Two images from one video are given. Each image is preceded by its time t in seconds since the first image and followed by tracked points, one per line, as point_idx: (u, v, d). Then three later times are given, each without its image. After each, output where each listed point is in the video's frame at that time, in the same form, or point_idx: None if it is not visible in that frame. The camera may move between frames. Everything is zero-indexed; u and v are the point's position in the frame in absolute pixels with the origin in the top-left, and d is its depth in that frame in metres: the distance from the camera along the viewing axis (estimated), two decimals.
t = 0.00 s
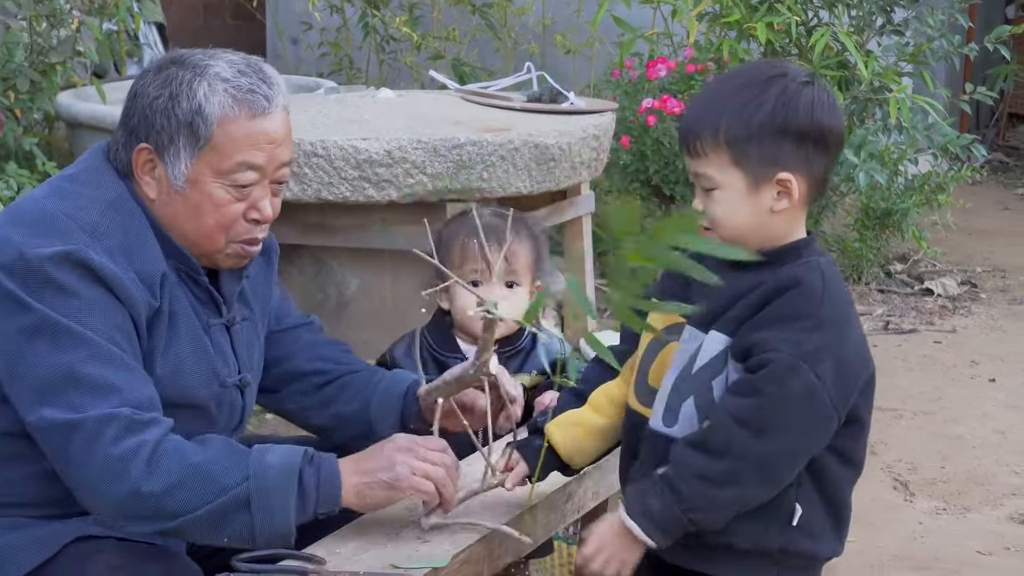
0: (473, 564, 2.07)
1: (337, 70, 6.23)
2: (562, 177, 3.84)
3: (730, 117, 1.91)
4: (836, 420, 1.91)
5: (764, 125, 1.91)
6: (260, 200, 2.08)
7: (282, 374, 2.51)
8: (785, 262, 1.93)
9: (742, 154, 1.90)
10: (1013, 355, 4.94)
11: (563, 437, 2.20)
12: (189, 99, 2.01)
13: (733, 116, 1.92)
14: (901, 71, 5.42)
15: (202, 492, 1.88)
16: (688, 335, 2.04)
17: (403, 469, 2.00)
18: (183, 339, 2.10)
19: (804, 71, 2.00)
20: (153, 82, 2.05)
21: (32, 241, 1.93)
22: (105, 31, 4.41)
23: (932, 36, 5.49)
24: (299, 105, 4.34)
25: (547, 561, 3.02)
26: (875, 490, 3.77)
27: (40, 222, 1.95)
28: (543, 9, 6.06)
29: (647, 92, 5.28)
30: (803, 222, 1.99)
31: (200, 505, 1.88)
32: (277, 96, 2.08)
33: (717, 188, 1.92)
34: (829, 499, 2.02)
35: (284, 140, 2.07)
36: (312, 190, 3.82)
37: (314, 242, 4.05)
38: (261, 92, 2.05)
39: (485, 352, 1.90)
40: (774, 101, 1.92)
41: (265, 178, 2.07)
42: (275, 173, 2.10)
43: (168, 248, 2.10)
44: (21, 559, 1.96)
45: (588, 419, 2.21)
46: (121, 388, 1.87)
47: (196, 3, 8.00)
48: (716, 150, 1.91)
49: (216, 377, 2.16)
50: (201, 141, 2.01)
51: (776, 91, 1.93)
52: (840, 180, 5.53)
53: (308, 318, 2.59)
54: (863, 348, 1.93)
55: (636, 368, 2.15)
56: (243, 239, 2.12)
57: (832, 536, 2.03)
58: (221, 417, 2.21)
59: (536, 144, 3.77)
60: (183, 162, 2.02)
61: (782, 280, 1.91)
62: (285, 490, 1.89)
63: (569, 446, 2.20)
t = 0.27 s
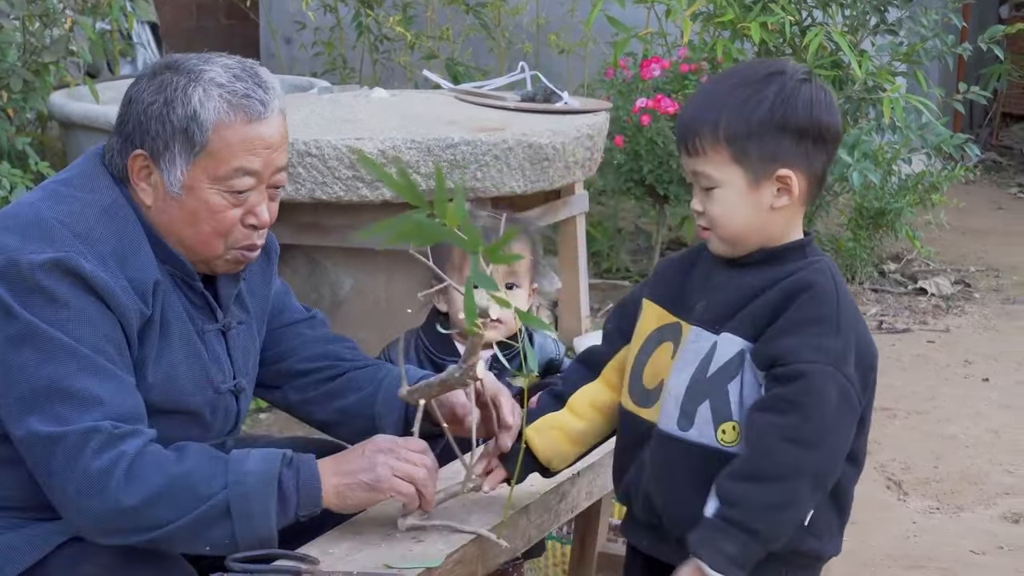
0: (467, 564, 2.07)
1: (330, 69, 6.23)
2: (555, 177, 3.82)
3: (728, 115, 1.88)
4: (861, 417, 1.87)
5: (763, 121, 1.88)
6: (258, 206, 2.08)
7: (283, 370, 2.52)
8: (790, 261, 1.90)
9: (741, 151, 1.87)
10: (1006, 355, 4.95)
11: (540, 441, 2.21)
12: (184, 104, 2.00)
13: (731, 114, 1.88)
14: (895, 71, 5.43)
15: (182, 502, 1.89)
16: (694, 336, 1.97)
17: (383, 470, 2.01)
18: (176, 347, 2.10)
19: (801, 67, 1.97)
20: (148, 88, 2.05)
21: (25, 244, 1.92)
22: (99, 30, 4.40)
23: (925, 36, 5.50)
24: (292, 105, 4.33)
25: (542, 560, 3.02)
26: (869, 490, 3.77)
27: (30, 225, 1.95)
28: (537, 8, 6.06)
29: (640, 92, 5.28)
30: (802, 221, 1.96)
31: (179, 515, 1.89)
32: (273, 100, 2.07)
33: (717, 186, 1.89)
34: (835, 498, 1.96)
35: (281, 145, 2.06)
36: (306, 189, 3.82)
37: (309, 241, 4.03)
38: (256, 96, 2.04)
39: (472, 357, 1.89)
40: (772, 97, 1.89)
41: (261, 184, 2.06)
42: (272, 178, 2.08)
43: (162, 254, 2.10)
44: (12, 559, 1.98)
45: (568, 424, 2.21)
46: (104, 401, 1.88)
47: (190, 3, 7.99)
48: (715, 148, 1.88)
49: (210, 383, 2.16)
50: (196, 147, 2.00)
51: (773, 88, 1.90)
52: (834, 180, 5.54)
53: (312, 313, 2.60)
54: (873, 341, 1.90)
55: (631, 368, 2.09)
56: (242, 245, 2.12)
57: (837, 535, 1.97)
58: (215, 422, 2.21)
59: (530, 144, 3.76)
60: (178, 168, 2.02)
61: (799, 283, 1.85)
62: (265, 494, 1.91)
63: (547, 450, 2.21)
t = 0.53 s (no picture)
0: (461, 564, 2.07)
1: (325, 70, 6.23)
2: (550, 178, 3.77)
3: (717, 116, 1.91)
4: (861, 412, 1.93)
5: (752, 122, 1.91)
6: (252, 214, 2.07)
7: (282, 375, 2.52)
8: (782, 260, 1.94)
9: (732, 151, 1.90)
10: (1001, 355, 4.95)
11: (531, 450, 2.18)
12: (179, 113, 1.99)
13: (721, 114, 1.91)
14: (889, 71, 5.43)
15: (159, 516, 1.91)
16: (688, 335, 1.99)
17: (361, 472, 2.03)
18: (168, 356, 2.10)
19: (785, 68, 2.01)
20: (142, 96, 2.04)
21: (16, 253, 1.92)
22: (92, 31, 4.40)
23: (920, 36, 5.49)
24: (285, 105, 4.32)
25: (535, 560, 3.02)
26: (864, 490, 3.77)
27: (22, 235, 1.95)
28: (531, 8, 6.05)
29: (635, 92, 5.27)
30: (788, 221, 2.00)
31: (157, 528, 1.91)
32: (268, 109, 2.06)
33: (707, 187, 1.91)
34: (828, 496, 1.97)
35: (277, 152, 2.05)
36: (301, 190, 3.79)
37: (303, 242, 4.02)
38: (252, 104, 2.03)
39: (455, 352, 1.88)
40: (760, 98, 1.93)
41: (256, 192, 2.05)
42: (267, 186, 2.07)
43: (156, 262, 2.10)
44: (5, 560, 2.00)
45: (557, 433, 2.19)
46: (87, 416, 1.89)
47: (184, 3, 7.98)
48: (705, 148, 1.91)
49: (203, 392, 2.16)
50: (191, 155, 1.99)
51: (761, 89, 1.94)
52: (829, 180, 5.55)
53: (309, 314, 2.59)
54: (863, 336, 1.96)
55: (620, 369, 2.09)
56: (234, 253, 2.11)
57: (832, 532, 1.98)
58: (208, 428, 2.21)
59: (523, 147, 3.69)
60: (173, 176, 2.01)
61: (801, 285, 1.88)
62: (242, 503, 1.92)
63: (539, 460, 2.19)
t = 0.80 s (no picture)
0: (456, 564, 2.07)
1: (321, 69, 6.22)
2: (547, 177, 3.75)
3: (691, 113, 1.90)
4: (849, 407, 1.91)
5: (725, 119, 1.88)
6: (249, 216, 2.06)
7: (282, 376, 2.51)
8: (768, 256, 1.94)
9: (706, 148, 1.88)
10: (997, 353, 4.95)
11: (541, 453, 2.19)
12: (177, 114, 1.98)
13: (696, 112, 1.90)
14: (885, 69, 5.43)
15: (153, 520, 1.91)
16: (677, 331, 1.99)
17: (357, 471, 2.02)
18: (164, 359, 2.09)
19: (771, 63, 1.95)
20: (141, 97, 2.04)
21: (11, 254, 1.92)
22: (88, 30, 4.39)
23: (916, 34, 5.50)
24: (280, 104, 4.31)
25: (531, 560, 3.02)
26: (860, 489, 3.76)
27: (18, 237, 1.94)
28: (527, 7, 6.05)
29: (631, 91, 5.27)
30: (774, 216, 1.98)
31: (152, 531, 1.91)
32: (267, 111, 2.05)
33: (684, 184, 1.91)
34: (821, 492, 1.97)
35: (274, 155, 2.04)
36: (296, 188, 3.80)
37: (300, 241, 4.00)
38: (250, 107, 2.02)
39: (451, 353, 1.88)
40: (735, 95, 1.89)
41: (253, 195, 2.04)
42: (265, 189, 2.06)
43: (152, 265, 2.09)
44: None
45: (568, 435, 2.19)
46: (83, 419, 1.89)
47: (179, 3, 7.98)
48: (679, 146, 1.90)
49: (199, 394, 2.16)
50: (188, 157, 1.98)
51: (735, 86, 1.90)
52: (825, 178, 5.56)
53: (307, 314, 2.58)
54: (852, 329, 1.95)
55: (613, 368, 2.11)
56: (230, 254, 2.10)
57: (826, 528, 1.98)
58: (204, 432, 2.22)
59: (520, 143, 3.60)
60: (170, 178, 2.00)
61: (786, 280, 1.88)
62: (237, 506, 1.92)
63: (552, 463, 2.19)
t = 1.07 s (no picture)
0: (452, 564, 2.07)
1: (318, 69, 6.22)
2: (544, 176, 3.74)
3: (654, 107, 1.95)
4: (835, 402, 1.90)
5: (681, 112, 1.91)
6: (249, 217, 2.06)
7: (281, 378, 2.51)
8: (751, 252, 1.93)
9: (662, 141, 1.92)
10: (996, 352, 4.95)
11: (547, 452, 2.21)
12: (178, 115, 1.98)
13: (658, 107, 1.94)
14: (882, 68, 5.44)
15: (150, 520, 1.91)
16: (661, 330, 1.99)
17: (354, 471, 2.02)
18: (163, 360, 2.09)
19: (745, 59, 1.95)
20: (141, 97, 2.03)
21: (10, 253, 1.92)
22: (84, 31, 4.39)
23: (913, 33, 5.50)
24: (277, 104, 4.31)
25: (528, 560, 3.01)
26: (859, 488, 3.76)
27: (17, 238, 1.93)
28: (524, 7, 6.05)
29: (628, 90, 5.27)
30: (747, 213, 1.96)
31: (150, 531, 1.91)
32: (268, 112, 2.05)
33: (649, 176, 1.96)
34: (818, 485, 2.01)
35: (274, 156, 2.04)
36: (294, 189, 3.79)
37: (298, 242, 4.01)
38: (251, 108, 2.02)
39: (448, 351, 1.89)
40: (691, 89, 1.91)
41: (253, 197, 2.04)
42: (264, 190, 2.06)
43: (151, 267, 2.09)
44: None
45: (573, 434, 2.20)
46: (80, 420, 1.89)
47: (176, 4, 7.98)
48: (644, 139, 1.95)
49: (197, 396, 2.16)
50: (189, 158, 1.98)
51: (692, 80, 1.92)
52: (822, 178, 5.56)
53: (305, 315, 2.58)
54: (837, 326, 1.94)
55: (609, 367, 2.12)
56: (229, 255, 2.09)
57: (817, 520, 2.02)
58: (202, 433, 2.22)
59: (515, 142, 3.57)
60: (171, 179, 1.99)
61: (766, 276, 1.87)
62: (233, 506, 1.91)
63: (557, 462, 2.20)
